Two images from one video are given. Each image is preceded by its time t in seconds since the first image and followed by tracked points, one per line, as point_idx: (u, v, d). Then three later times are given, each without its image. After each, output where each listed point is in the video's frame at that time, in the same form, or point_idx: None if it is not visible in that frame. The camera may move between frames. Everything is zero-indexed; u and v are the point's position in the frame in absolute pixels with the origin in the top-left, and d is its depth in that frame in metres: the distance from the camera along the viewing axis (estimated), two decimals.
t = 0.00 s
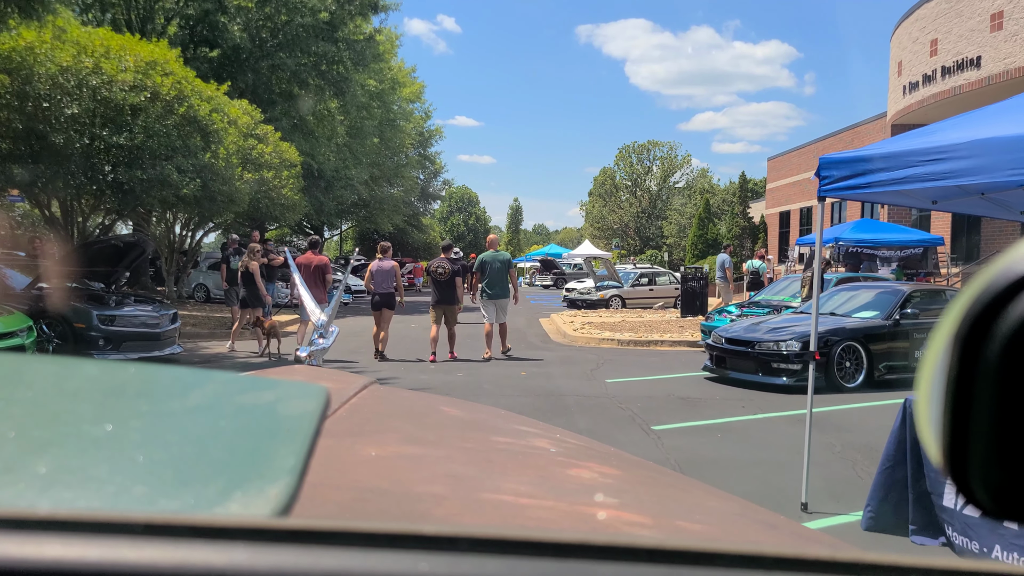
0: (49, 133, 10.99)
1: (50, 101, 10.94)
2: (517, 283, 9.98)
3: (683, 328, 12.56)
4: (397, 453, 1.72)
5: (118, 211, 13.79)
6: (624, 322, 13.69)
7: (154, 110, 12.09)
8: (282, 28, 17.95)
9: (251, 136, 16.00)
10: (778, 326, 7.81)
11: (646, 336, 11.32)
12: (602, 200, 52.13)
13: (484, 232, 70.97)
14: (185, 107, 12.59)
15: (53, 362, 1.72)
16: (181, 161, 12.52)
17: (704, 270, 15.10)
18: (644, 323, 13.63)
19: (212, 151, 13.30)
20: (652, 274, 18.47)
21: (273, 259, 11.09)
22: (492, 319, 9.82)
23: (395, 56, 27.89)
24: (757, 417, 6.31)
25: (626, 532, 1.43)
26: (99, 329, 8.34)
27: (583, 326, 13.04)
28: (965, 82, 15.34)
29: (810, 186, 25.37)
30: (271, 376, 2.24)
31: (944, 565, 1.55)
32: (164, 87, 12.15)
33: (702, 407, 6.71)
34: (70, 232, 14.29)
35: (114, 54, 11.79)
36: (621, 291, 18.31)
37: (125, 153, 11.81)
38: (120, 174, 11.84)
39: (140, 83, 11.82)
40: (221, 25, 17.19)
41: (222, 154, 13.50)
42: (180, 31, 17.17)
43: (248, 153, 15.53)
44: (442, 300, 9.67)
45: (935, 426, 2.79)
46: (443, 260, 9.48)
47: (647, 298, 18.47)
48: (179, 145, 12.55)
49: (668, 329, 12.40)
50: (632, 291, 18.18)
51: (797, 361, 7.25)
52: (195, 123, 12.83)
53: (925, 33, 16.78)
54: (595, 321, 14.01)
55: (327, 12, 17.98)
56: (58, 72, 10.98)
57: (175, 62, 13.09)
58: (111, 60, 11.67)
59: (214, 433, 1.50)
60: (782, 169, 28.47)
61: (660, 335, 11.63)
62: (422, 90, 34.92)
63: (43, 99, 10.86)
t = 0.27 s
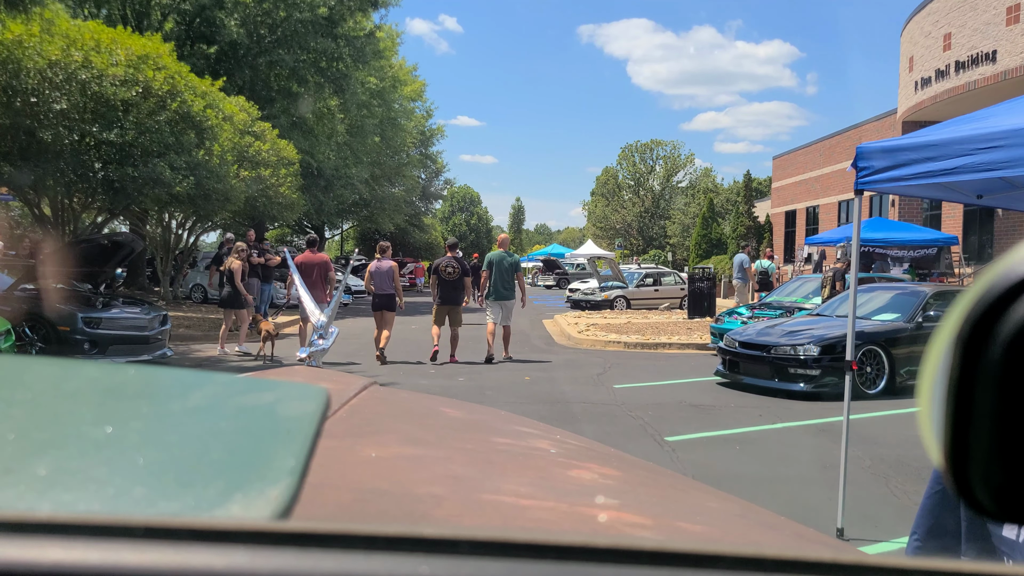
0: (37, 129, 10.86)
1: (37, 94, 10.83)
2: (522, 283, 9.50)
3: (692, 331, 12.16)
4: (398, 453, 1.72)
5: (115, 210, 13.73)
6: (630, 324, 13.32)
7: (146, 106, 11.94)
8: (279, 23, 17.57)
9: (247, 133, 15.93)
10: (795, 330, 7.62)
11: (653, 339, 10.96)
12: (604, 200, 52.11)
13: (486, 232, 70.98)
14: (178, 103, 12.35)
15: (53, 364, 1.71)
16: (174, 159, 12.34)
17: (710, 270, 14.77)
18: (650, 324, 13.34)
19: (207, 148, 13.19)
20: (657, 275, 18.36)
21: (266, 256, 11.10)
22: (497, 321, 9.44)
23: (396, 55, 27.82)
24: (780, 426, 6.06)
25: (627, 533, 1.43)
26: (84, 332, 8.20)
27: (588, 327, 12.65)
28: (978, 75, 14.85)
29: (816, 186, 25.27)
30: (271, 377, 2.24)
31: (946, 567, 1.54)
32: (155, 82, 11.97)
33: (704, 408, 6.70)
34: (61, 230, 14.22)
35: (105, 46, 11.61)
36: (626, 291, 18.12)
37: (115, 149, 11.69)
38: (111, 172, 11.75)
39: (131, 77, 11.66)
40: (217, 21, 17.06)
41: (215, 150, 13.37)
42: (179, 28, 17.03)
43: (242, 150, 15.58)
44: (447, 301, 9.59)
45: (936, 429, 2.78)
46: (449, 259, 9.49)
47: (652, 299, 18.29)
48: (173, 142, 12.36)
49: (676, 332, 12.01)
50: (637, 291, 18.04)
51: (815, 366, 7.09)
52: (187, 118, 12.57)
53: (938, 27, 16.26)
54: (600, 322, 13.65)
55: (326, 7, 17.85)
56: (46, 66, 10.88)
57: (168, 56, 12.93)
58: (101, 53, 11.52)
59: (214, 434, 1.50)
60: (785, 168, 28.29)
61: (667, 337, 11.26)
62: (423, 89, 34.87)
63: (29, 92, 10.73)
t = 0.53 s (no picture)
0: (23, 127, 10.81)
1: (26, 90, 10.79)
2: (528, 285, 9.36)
3: (699, 334, 11.84)
4: (397, 453, 1.72)
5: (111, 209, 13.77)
6: (635, 326, 13.02)
7: (136, 102, 11.99)
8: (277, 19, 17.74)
9: (243, 131, 15.93)
10: (811, 332, 7.22)
11: (660, 342, 10.63)
12: (606, 200, 52.15)
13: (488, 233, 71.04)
14: (170, 98, 12.47)
15: (53, 362, 1.72)
16: (163, 157, 12.43)
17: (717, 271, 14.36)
18: (655, 326, 13.09)
19: (199, 145, 13.24)
20: (661, 276, 18.23)
21: (260, 257, 11.05)
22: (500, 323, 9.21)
23: (396, 54, 27.83)
24: (798, 435, 5.69)
25: (626, 532, 1.43)
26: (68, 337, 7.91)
27: (592, 330, 12.34)
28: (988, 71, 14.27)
29: (821, 185, 25.13)
30: (271, 376, 2.24)
31: (945, 566, 1.55)
32: (146, 77, 12.07)
33: (706, 408, 6.69)
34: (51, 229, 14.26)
35: (95, 42, 11.63)
36: (630, 292, 18.00)
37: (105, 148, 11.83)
38: (99, 169, 11.79)
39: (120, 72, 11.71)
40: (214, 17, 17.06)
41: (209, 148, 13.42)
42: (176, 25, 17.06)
43: (239, 149, 15.61)
44: (446, 302, 9.41)
45: (936, 427, 2.77)
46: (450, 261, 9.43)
47: (657, 300, 18.17)
48: (164, 139, 12.51)
49: (683, 335, 11.68)
50: (641, 291, 17.92)
51: (833, 372, 6.72)
52: (179, 115, 12.75)
53: (950, 22, 15.53)
54: (605, 324, 13.39)
55: (324, 3, 17.80)
56: (33, 62, 10.82)
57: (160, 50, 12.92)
58: (90, 48, 11.53)
59: (214, 433, 1.50)
60: (791, 167, 28.10)
61: (674, 340, 10.94)
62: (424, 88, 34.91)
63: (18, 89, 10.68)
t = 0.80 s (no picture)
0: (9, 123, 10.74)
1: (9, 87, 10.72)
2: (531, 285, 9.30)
3: (707, 336, 11.51)
4: (399, 452, 1.72)
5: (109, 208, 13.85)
6: (641, 328, 12.71)
7: (127, 98, 11.84)
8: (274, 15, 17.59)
9: (239, 128, 15.76)
10: (830, 336, 6.77)
11: (667, 344, 10.29)
12: (609, 200, 52.13)
13: (491, 232, 71.05)
14: (162, 94, 12.29)
15: (55, 361, 1.72)
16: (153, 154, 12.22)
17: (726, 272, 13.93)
18: (661, 327, 12.85)
19: (192, 143, 12.94)
20: (666, 275, 18.10)
21: (255, 258, 10.97)
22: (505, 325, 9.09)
23: (397, 51, 27.77)
24: (821, 446, 5.28)
25: (627, 532, 1.43)
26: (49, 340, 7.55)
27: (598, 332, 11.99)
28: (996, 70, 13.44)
29: (827, 184, 24.97)
30: (272, 375, 2.24)
31: (947, 567, 1.54)
32: (137, 72, 11.91)
33: (709, 408, 6.67)
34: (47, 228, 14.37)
35: (85, 36, 11.49)
36: (635, 292, 17.93)
37: (93, 144, 11.80)
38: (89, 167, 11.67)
39: (109, 68, 11.55)
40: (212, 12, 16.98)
41: (203, 145, 13.13)
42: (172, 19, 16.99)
43: (233, 146, 15.30)
44: (444, 305, 9.07)
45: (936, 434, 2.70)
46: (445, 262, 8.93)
47: (662, 301, 18.05)
48: (156, 136, 12.32)
49: (691, 337, 11.32)
50: (646, 292, 17.80)
51: (854, 378, 6.25)
52: (168, 110, 12.52)
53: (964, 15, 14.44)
54: (609, 326, 13.14)
55: None
56: (21, 56, 10.75)
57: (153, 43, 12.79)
58: (79, 42, 11.39)
59: (215, 433, 1.50)
60: (796, 166, 27.87)
61: (682, 343, 10.60)
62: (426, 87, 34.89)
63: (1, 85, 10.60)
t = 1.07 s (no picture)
0: None
1: None
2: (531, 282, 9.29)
3: (718, 338, 11.27)
4: (402, 454, 1.72)
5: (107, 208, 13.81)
6: (649, 330, 12.48)
7: (119, 93, 11.13)
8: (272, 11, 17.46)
9: (237, 125, 15.52)
10: (850, 341, 6.43)
11: (675, 347, 10.08)
12: (612, 199, 51.98)
13: (494, 233, 70.98)
14: (155, 89, 11.62)
15: (57, 363, 1.72)
16: (145, 150, 11.57)
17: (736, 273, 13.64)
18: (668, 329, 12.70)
19: (186, 139, 12.33)
20: (672, 276, 18.00)
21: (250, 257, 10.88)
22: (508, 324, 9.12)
23: (397, 50, 27.75)
24: (847, 460, 4.98)
25: (631, 533, 1.43)
26: (32, 345, 7.24)
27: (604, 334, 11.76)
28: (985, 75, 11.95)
29: (835, 184, 24.75)
30: (275, 377, 2.24)
31: (952, 567, 1.54)
32: (130, 65, 11.20)
33: (714, 408, 6.64)
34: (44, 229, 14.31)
35: (74, 28, 10.72)
36: (640, 292, 17.86)
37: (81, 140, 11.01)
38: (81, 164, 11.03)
39: (99, 61, 10.80)
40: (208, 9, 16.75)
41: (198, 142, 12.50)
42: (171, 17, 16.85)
43: (230, 142, 15.03)
44: (442, 304, 8.84)
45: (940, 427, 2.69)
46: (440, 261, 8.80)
47: (669, 302, 17.95)
48: (149, 132, 11.65)
49: (700, 339, 11.08)
50: (653, 293, 17.70)
51: (878, 386, 5.91)
52: (159, 104, 11.84)
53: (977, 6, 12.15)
54: (616, 327, 12.96)
55: None
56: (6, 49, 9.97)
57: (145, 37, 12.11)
58: (68, 34, 10.64)
59: (219, 434, 1.50)
60: (802, 165, 27.62)
61: (691, 345, 10.37)
62: (428, 87, 34.78)
63: None
